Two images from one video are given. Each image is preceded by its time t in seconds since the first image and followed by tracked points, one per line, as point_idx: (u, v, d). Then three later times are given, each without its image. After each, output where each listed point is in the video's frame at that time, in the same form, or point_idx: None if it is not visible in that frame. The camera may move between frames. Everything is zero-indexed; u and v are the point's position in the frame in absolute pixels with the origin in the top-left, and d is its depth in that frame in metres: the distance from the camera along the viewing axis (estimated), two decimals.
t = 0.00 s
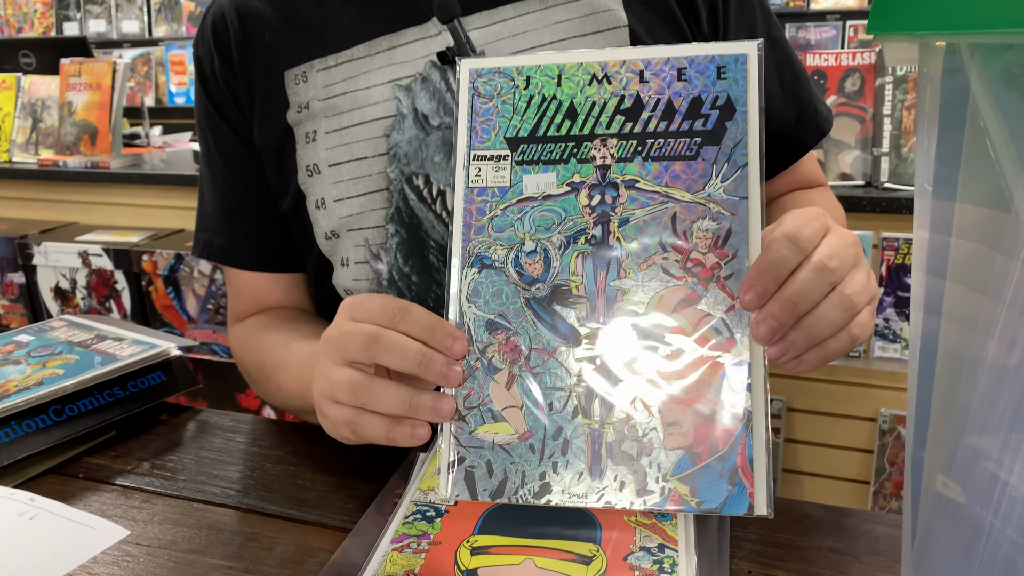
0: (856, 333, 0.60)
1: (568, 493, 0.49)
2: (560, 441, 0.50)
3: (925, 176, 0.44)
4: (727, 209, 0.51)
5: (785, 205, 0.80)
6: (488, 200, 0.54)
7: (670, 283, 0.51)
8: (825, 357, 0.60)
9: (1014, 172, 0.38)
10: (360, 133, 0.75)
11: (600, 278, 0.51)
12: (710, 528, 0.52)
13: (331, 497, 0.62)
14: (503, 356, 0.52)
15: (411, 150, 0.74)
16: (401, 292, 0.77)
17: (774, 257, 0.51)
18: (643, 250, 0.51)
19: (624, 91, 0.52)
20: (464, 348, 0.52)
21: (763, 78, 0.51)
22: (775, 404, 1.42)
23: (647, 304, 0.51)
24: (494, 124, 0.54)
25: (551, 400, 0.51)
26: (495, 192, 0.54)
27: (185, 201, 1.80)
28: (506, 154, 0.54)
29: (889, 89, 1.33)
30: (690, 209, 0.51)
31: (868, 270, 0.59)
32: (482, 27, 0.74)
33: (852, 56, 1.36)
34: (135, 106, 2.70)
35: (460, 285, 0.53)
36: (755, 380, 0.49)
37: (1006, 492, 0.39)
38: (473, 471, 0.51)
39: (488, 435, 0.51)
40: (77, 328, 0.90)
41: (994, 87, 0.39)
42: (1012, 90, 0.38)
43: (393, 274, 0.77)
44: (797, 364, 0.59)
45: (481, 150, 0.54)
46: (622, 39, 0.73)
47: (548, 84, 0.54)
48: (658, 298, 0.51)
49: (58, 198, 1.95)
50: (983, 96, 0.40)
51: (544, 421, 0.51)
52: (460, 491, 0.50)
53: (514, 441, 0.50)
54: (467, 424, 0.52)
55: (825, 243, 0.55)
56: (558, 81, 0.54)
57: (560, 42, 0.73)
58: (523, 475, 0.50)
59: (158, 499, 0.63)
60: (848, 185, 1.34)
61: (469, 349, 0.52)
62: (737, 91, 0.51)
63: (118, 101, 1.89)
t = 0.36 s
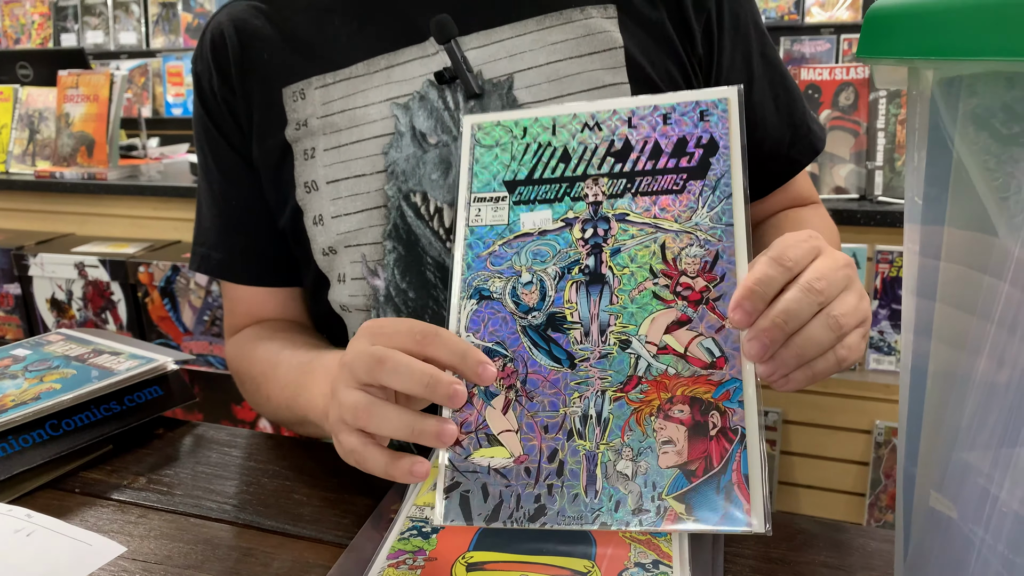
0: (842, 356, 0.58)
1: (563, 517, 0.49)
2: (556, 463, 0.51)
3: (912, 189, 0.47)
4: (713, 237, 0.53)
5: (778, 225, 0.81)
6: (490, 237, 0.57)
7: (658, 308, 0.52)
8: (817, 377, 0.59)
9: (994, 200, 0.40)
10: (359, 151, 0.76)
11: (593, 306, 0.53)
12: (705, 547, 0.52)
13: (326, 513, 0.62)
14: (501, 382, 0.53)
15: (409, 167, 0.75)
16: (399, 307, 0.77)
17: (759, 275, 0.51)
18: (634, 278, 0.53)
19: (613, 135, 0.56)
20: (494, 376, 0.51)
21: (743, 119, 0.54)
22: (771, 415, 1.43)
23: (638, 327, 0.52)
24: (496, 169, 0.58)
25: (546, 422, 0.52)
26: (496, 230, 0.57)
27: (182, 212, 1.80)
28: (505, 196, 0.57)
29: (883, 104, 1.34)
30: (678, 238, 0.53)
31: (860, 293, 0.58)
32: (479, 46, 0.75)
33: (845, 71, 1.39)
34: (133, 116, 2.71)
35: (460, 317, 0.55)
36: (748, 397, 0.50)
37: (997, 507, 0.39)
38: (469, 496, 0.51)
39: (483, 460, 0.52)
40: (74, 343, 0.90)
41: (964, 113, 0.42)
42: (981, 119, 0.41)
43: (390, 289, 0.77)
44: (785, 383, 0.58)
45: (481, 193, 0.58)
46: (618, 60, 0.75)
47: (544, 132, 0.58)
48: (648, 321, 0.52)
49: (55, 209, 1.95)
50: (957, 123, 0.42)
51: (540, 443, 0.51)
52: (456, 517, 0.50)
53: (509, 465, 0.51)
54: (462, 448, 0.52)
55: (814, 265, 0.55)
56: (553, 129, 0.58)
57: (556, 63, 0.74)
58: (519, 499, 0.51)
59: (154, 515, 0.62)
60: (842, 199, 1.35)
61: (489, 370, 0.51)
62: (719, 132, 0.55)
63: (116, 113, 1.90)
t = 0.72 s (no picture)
0: (838, 369, 0.58)
1: (557, 529, 0.48)
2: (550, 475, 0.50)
3: (910, 201, 0.48)
4: (711, 253, 0.54)
5: (777, 234, 0.81)
6: (485, 241, 0.57)
7: (655, 323, 0.53)
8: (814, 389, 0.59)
9: (987, 212, 0.40)
10: (359, 161, 0.77)
11: (590, 317, 0.54)
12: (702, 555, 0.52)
13: (324, 521, 0.62)
14: (495, 393, 0.53)
15: (409, 177, 0.75)
16: (397, 317, 0.77)
17: (754, 284, 0.52)
18: (631, 290, 0.54)
19: (612, 141, 0.57)
20: (474, 378, 0.53)
21: (743, 132, 0.55)
22: (767, 424, 1.43)
23: (635, 342, 0.53)
24: (492, 172, 0.58)
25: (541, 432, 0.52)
26: (490, 234, 0.57)
27: (179, 219, 1.80)
28: (501, 199, 0.57)
29: (878, 113, 1.35)
30: (675, 252, 0.54)
31: (856, 303, 0.59)
32: (479, 57, 0.76)
33: (841, 80, 1.40)
34: (131, 122, 2.71)
35: (454, 322, 0.55)
36: (742, 416, 0.50)
37: (993, 517, 0.39)
38: (463, 508, 0.50)
39: (478, 470, 0.51)
40: (71, 349, 0.90)
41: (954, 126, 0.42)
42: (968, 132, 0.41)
43: (389, 299, 0.78)
44: (781, 397, 0.58)
45: (477, 195, 0.58)
46: (617, 71, 0.75)
47: (542, 135, 0.58)
48: (645, 337, 0.53)
49: (51, 215, 1.94)
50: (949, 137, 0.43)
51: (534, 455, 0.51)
52: (449, 527, 0.50)
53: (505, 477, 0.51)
54: (458, 459, 0.52)
55: (810, 277, 0.56)
56: (551, 131, 0.58)
57: (556, 74, 0.75)
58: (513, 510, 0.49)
59: (150, 523, 0.62)
60: (838, 208, 1.36)
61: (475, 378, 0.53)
62: (718, 142, 0.55)
63: (112, 119, 1.90)
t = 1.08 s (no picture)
0: (824, 373, 0.57)
1: (534, 531, 0.49)
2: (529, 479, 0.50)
3: (904, 207, 0.48)
4: (693, 272, 0.55)
5: (775, 234, 0.82)
6: (475, 259, 0.59)
7: (639, 333, 0.53)
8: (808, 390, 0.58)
9: (973, 219, 0.40)
10: (356, 164, 0.77)
11: (575, 327, 0.54)
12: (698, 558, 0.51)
13: (318, 523, 0.62)
14: (477, 397, 0.53)
15: (406, 181, 0.75)
16: (394, 320, 0.77)
17: (736, 298, 0.53)
18: (615, 304, 0.55)
19: (600, 175, 0.60)
20: (452, 380, 0.53)
21: (724, 168, 0.58)
22: (762, 428, 1.43)
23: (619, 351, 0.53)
24: (484, 197, 0.61)
25: (522, 437, 0.52)
26: (479, 253, 0.59)
27: (175, 221, 1.80)
28: (491, 221, 0.60)
29: (874, 119, 1.36)
30: (657, 269, 0.55)
31: (845, 306, 0.59)
32: (476, 61, 0.76)
33: (837, 86, 1.41)
34: (127, 124, 2.71)
35: (439, 331, 0.56)
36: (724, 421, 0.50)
37: (985, 520, 0.39)
38: (438, 507, 0.51)
39: (454, 472, 0.52)
40: (66, 351, 0.90)
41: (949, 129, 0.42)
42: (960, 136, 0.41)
43: (385, 302, 0.77)
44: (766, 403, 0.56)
45: (468, 218, 0.61)
46: (614, 76, 0.76)
47: (534, 167, 0.62)
48: (628, 345, 0.53)
49: (47, 217, 1.94)
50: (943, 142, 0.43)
51: (514, 458, 0.51)
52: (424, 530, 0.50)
53: (482, 478, 0.51)
54: (436, 460, 0.52)
55: (793, 282, 0.56)
56: (543, 166, 0.62)
57: (553, 78, 0.76)
58: (491, 513, 0.50)
59: (144, 524, 0.62)
60: (834, 213, 1.37)
61: (452, 382, 0.53)
62: (700, 177, 0.58)
63: (109, 120, 1.90)
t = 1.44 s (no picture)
0: (836, 361, 0.57)
1: (545, 534, 0.49)
2: (538, 481, 0.51)
3: (905, 210, 0.48)
4: (688, 265, 0.54)
5: (779, 234, 0.83)
6: (468, 260, 0.56)
7: (638, 330, 0.53)
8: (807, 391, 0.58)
9: (982, 217, 0.40)
10: (360, 161, 0.77)
11: (574, 326, 0.54)
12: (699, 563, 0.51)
13: (319, 524, 0.62)
14: (478, 401, 0.53)
15: (409, 178, 0.75)
16: (397, 317, 0.78)
17: (733, 294, 0.52)
18: (613, 301, 0.54)
19: (590, 170, 0.56)
20: (451, 383, 0.52)
21: (713, 159, 0.55)
22: (762, 431, 1.44)
23: (619, 349, 0.53)
24: (473, 197, 0.58)
25: (527, 440, 0.52)
26: (473, 254, 0.56)
27: (176, 222, 1.80)
28: (482, 221, 0.57)
29: (874, 122, 1.36)
30: (652, 265, 0.55)
31: (843, 297, 0.59)
32: (480, 58, 0.76)
33: (837, 89, 1.42)
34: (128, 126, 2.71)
35: (436, 335, 0.55)
36: (725, 417, 0.51)
37: (987, 523, 0.39)
38: (448, 515, 0.51)
39: (461, 479, 0.52)
40: (67, 351, 0.90)
41: (952, 129, 0.43)
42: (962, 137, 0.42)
43: (388, 300, 0.78)
44: (775, 392, 0.57)
45: (458, 218, 0.58)
46: (619, 73, 0.76)
47: (523, 164, 0.57)
48: (628, 342, 0.53)
49: (48, 218, 1.94)
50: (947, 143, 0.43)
51: (520, 461, 0.52)
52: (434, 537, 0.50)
53: (489, 484, 0.51)
54: (443, 466, 0.52)
55: (790, 276, 0.56)
56: (532, 162, 0.57)
57: (557, 75, 0.76)
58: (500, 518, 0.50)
59: (146, 526, 0.62)
60: (834, 216, 1.37)
61: (449, 386, 0.52)
62: (692, 169, 0.55)
63: (110, 122, 1.90)
